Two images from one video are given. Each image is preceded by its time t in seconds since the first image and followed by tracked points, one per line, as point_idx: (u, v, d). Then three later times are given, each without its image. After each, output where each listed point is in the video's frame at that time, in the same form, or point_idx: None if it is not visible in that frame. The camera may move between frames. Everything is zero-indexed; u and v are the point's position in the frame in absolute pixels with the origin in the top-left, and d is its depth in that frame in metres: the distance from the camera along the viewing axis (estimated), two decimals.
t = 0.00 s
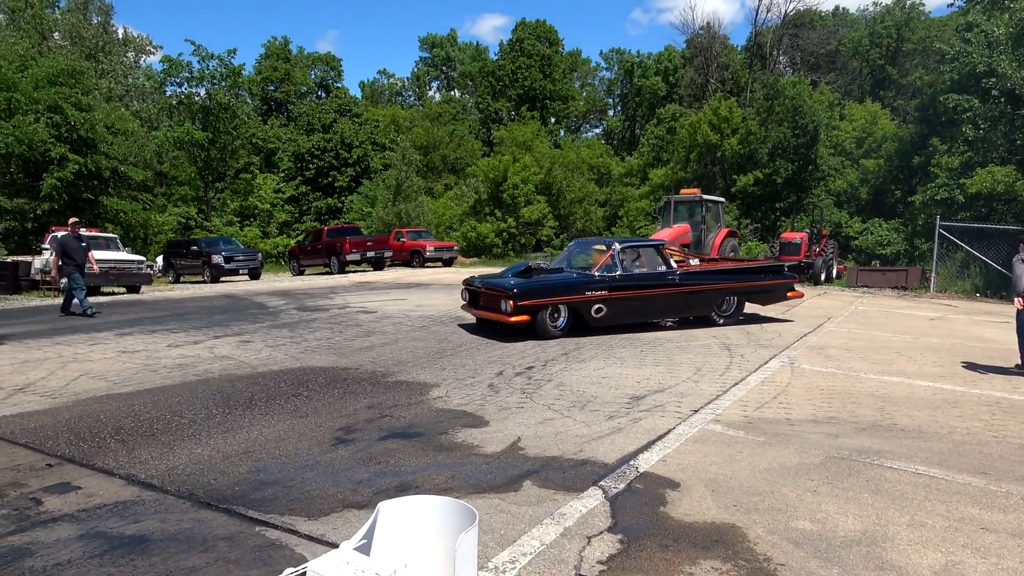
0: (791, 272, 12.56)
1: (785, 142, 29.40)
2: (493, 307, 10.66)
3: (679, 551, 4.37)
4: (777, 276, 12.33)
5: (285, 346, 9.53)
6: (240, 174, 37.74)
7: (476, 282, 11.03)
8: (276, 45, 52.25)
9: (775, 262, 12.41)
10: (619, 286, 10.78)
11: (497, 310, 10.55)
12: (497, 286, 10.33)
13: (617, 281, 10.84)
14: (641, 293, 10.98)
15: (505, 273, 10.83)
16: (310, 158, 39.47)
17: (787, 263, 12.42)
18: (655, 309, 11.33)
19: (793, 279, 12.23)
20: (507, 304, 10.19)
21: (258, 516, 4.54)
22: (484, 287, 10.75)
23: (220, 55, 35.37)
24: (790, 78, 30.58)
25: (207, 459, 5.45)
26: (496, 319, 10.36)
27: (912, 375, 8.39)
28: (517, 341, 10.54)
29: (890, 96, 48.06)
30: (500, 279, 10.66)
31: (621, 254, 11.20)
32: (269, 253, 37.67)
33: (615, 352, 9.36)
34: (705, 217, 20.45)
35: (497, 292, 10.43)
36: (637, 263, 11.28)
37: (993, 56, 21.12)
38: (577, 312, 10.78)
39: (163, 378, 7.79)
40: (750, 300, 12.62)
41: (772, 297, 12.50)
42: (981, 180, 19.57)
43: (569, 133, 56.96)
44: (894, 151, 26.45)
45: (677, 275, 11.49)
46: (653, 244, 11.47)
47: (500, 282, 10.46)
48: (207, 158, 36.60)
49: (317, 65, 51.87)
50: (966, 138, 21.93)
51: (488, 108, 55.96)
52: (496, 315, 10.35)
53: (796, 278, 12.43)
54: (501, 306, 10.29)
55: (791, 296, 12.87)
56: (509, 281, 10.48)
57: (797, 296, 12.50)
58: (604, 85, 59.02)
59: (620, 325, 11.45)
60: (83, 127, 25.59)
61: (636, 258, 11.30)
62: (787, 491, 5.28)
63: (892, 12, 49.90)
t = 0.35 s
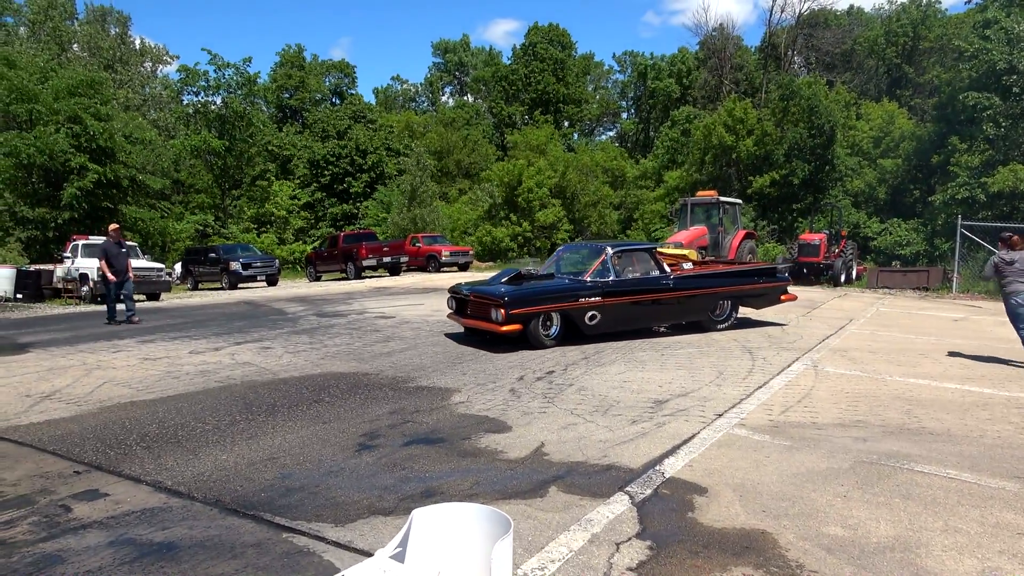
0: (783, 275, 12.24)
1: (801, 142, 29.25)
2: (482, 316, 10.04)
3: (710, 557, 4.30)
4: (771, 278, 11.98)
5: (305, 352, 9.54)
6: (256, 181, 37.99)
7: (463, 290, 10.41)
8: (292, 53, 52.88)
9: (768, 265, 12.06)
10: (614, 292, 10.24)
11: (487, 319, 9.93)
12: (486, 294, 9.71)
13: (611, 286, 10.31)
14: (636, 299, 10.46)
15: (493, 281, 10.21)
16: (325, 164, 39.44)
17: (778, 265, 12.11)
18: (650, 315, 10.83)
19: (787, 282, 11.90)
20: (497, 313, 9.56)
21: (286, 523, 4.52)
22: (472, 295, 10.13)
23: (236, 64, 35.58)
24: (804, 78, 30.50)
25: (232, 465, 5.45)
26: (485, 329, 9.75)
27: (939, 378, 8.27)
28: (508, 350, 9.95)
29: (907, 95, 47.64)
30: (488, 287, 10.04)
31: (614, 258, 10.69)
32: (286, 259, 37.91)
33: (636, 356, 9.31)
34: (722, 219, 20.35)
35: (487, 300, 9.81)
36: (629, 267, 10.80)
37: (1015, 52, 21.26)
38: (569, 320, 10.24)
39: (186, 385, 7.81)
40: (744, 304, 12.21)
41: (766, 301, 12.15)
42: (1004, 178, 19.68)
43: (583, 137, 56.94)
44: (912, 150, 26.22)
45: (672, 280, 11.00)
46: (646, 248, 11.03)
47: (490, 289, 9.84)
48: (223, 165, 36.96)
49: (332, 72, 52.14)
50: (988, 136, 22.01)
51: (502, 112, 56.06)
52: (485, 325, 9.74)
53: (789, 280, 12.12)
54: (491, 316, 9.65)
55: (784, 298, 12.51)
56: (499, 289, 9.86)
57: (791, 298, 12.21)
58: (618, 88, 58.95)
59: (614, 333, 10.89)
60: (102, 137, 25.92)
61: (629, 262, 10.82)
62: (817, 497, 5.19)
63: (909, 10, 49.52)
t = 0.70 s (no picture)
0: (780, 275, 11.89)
1: (823, 141, 28.97)
2: (473, 321, 9.47)
3: (738, 559, 4.24)
4: (768, 279, 11.61)
5: (328, 352, 9.60)
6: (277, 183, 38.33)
7: (454, 295, 9.83)
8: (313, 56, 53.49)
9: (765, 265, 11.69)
10: (612, 295, 9.77)
11: (479, 324, 9.39)
12: (479, 298, 9.15)
13: (608, 289, 9.81)
14: (635, 302, 9.99)
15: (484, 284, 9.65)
16: (345, 166, 39.92)
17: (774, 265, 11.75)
18: (648, 319, 10.37)
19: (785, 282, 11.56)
20: (491, 318, 9.01)
21: (313, 521, 4.55)
22: (463, 300, 9.56)
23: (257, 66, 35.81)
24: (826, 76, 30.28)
25: (259, 464, 5.51)
26: (478, 335, 9.19)
27: (967, 379, 8.13)
28: (502, 357, 9.42)
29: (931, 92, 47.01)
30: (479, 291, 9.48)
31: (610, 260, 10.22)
32: (307, 260, 38.22)
33: (659, 356, 9.26)
34: (743, 219, 20.20)
35: (479, 304, 9.26)
36: (626, 269, 10.34)
37: None
38: (565, 325, 9.73)
39: (211, 384, 7.90)
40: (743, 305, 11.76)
41: (763, 302, 11.76)
42: None
43: (601, 136, 56.82)
44: (936, 148, 25.87)
45: (670, 281, 10.54)
46: (642, 250, 10.56)
47: (483, 293, 9.30)
48: (245, 167, 36.41)
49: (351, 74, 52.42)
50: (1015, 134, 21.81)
51: (520, 112, 56.12)
52: (478, 330, 9.19)
53: (786, 281, 11.78)
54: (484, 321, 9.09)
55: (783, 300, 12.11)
56: (492, 292, 9.31)
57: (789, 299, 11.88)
58: (636, 87, 58.78)
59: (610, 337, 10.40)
60: (127, 140, 26.22)
61: (626, 264, 10.37)
62: (845, 499, 5.12)
63: (933, 6, 48.88)
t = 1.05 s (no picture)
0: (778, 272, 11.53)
1: (849, 137, 28.64)
2: (467, 322, 8.92)
3: (764, 558, 4.19)
4: (767, 277, 11.24)
5: (351, 347, 9.67)
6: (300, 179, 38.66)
7: (446, 294, 9.27)
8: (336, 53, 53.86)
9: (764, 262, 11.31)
10: (612, 294, 9.31)
11: (473, 326, 8.86)
12: (474, 298, 8.62)
13: (608, 288, 9.34)
14: (635, 301, 9.54)
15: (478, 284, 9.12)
16: (367, 163, 39.59)
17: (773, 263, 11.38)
18: (648, 319, 9.91)
19: (785, 280, 11.22)
20: (487, 319, 8.47)
21: (338, 514, 4.61)
22: (457, 300, 9.02)
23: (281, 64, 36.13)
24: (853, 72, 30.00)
25: (285, 457, 5.59)
26: (473, 337, 8.66)
27: (998, 378, 7.98)
28: (497, 360, 8.91)
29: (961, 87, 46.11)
30: (474, 291, 8.94)
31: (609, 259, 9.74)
32: (329, 255, 38.53)
33: (682, 354, 9.21)
34: (767, 216, 20.01)
35: (474, 305, 8.73)
36: (626, 268, 9.87)
37: None
38: (563, 326, 9.24)
39: (237, 377, 8.00)
40: (742, 305, 11.36)
41: (762, 301, 11.39)
42: None
43: (623, 133, 56.56)
44: (966, 144, 25.40)
45: (670, 280, 10.11)
46: (642, 247, 10.10)
47: (478, 293, 8.77)
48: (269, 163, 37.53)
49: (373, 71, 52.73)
50: None
51: (542, 108, 56.06)
52: (474, 332, 8.65)
53: (784, 278, 11.43)
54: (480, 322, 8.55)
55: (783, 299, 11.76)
56: (488, 292, 8.79)
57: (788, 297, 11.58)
58: (659, 83, 58.43)
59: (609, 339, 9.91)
60: (153, 137, 26.52)
61: (625, 262, 9.89)
62: (872, 498, 5.05)
63: None
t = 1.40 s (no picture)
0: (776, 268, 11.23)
1: (872, 130, 28.26)
2: (459, 321, 8.57)
3: (786, 554, 4.15)
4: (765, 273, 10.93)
5: (370, 339, 9.71)
6: (319, 172, 38.96)
7: (437, 293, 8.90)
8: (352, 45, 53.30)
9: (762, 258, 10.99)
10: (610, 291, 8.99)
11: (467, 325, 8.50)
12: (467, 297, 8.27)
13: (605, 285, 9.02)
14: (633, 298, 9.22)
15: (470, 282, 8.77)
16: (386, 156, 40.31)
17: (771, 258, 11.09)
18: (646, 316, 9.58)
19: (784, 275, 10.93)
20: (482, 318, 8.12)
21: (358, 505, 4.65)
22: (449, 298, 8.66)
23: (300, 57, 36.28)
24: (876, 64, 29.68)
25: (306, 449, 5.64)
26: (466, 337, 8.31)
27: None
28: (492, 361, 8.57)
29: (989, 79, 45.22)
30: (467, 289, 8.58)
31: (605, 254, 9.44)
32: (348, 249, 38.78)
33: (702, 348, 9.16)
34: (788, 210, 19.75)
35: (468, 303, 8.37)
36: (623, 263, 9.56)
37: None
38: (559, 325, 8.91)
39: (258, 369, 8.08)
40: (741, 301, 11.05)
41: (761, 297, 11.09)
42: None
43: (643, 126, 56.22)
44: (993, 137, 24.94)
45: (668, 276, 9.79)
46: (638, 242, 9.79)
47: (471, 291, 8.41)
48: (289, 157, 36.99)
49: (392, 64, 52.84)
50: None
51: (561, 102, 55.87)
52: (467, 332, 8.30)
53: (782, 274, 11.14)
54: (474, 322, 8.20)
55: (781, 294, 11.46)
56: (481, 290, 8.42)
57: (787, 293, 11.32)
58: (679, 76, 57.97)
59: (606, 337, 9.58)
60: (175, 130, 26.80)
61: (623, 257, 9.58)
62: (896, 495, 4.97)
63: None
